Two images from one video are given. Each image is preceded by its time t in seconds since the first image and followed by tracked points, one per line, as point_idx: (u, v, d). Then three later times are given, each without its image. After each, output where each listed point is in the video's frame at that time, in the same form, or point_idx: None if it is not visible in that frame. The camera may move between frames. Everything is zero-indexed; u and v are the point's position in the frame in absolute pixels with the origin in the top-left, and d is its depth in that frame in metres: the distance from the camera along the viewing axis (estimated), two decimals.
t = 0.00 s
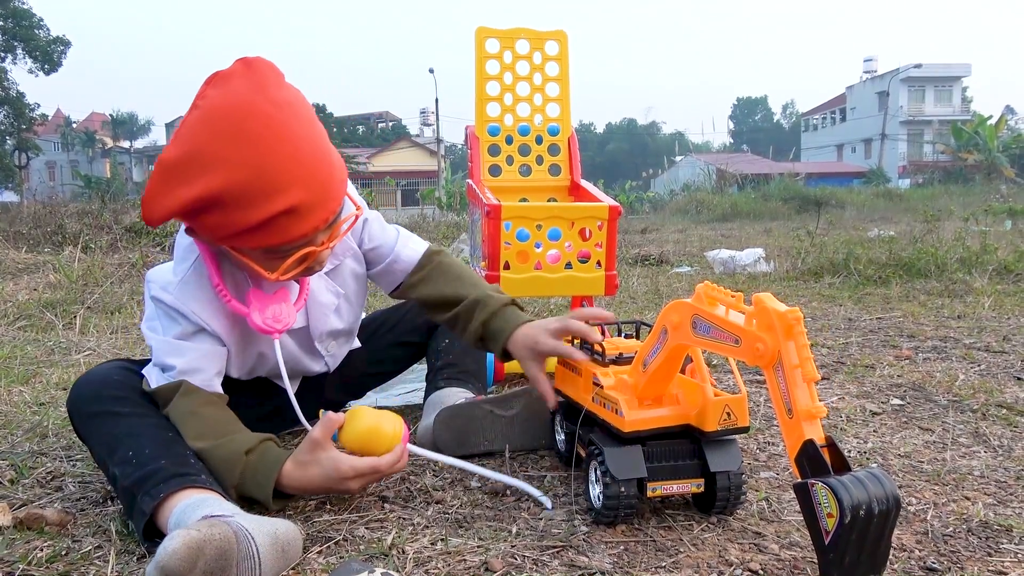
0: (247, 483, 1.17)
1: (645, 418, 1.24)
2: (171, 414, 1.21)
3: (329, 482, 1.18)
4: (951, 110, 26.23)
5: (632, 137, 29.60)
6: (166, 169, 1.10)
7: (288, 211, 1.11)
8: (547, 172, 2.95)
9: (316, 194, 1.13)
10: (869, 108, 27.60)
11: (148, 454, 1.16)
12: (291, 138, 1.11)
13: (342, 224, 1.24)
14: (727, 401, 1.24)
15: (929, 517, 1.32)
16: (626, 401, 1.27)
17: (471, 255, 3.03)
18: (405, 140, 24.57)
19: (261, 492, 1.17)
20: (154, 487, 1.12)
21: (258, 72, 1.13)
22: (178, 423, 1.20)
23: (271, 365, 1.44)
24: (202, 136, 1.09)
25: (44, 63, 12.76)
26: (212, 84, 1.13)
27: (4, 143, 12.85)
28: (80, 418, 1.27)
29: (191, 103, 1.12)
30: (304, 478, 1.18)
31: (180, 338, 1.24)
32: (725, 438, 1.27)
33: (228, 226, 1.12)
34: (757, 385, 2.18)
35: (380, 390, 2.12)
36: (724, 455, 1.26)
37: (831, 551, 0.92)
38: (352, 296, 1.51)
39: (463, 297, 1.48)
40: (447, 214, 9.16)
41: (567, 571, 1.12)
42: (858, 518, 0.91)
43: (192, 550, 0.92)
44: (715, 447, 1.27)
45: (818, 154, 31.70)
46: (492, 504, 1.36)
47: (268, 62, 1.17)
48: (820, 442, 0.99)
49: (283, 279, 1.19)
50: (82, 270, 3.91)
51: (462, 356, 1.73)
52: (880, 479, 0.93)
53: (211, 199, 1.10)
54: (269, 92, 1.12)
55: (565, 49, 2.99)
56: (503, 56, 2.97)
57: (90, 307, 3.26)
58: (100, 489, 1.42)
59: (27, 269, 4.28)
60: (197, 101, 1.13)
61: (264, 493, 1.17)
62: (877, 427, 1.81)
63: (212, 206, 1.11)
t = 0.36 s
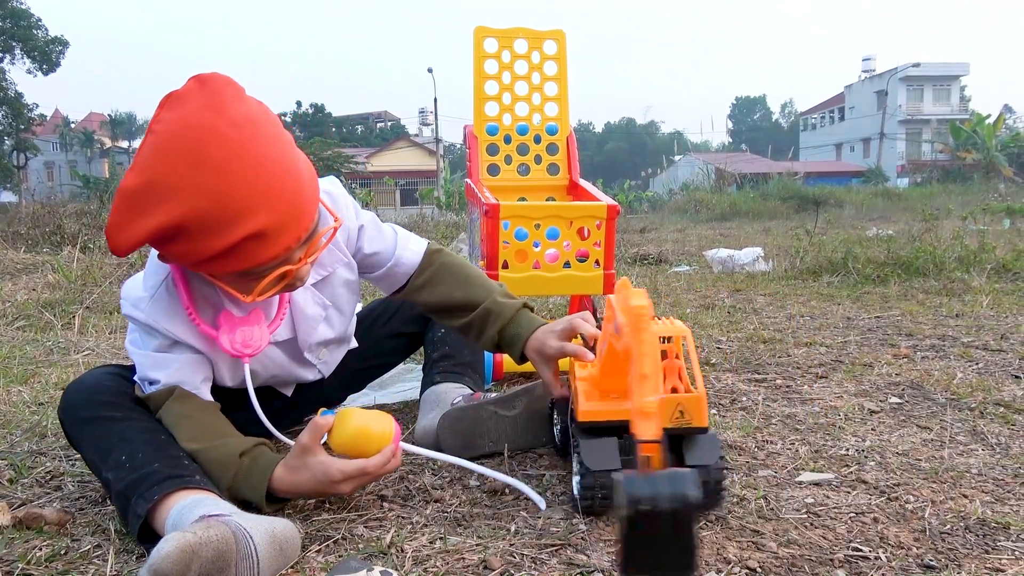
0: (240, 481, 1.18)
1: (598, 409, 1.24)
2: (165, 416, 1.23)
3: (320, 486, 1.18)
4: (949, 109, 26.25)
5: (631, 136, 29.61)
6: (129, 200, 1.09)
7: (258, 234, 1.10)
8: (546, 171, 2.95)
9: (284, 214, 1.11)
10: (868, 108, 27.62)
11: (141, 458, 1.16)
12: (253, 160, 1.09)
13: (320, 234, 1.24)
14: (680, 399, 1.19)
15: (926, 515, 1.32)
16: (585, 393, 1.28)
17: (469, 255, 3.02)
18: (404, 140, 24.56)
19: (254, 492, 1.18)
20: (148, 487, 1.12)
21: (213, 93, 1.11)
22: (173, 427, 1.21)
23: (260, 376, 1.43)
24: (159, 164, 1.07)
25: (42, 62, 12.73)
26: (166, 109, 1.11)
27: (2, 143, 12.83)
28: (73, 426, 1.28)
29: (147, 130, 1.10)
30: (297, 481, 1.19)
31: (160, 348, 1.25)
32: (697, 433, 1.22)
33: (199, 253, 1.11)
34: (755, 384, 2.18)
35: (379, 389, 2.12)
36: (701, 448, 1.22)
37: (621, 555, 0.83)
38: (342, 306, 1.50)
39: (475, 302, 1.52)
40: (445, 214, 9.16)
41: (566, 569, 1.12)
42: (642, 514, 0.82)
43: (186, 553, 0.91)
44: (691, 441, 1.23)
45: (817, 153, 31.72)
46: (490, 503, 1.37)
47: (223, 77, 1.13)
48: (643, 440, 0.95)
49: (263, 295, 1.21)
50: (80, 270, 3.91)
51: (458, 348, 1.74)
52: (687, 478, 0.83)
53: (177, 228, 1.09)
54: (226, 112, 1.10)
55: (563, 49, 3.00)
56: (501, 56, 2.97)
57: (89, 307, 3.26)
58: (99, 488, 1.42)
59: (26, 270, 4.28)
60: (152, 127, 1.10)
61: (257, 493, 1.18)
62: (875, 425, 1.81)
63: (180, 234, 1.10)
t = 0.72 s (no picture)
0: (259, 454, 1.13)
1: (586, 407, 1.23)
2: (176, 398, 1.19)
3: (339, 459, 1.07)
4: (947, 109, 26.28)
5: (630, 136, 29.61)
6: (157, 147, 1.09)
7: (277, 197, 1.10)
8: (543, 170, 2.95)
9: (306, 183, 1.12)
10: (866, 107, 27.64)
11: (141, 455, 1.16)
12: (285, 126, 1.11)
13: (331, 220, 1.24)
14: (664, 395, 1.22)
15: (923, 515, 1.33)
16: (573, 393, 1.28)
17: (468, 255, 3.02)
18: (402, 140, 24.56)
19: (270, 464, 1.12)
20: (148, 487, 1.13)
21: (258, 63, 1.14)
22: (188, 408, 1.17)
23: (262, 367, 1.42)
24: (196, 116, 1.08)
25: (40, 62, 12.72)
26: (210, 70, 1.13)
27: None
28: (74, 422, 1.27)
29: (188, 86, 1.12)
30: (313, 446, 1.09)
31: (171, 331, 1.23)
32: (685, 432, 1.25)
33: (216, 208, 1.10)
34: (753, 384, 2.18)
35: (377, 390, 2.12)
36: (690, 448, 1.24)
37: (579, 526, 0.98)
38: (344, 300, 1.50)
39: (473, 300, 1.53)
40: (444, 214, 9.16)
41: (564, 569, 1.12)
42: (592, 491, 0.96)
43: (185, 556, 0.91)
44: (681, 440, 1.25)
45: (815, 153, 31.74)
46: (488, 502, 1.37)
47: (266, 55, 1.17)
48: (601, 424, 1.04)
49: (267, 269, 1.18)
50: (78, 271, 3.90)
51: (458, 353, 1.74)
52: (634, 457, 0.97)
53: (200, 179, 1.08)
54: (266, 80, 1.13)
55: (561, 49, 3.00)
56: (499, 56, 2.97)
57: (87, 307, 3.26)
58: (97, 488, 1.42)
59: (24, 270, 4.28)
60: (193, 85, 1.12)
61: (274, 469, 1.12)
62: (873, 425, 1.82)
63: (200, 187, 1.09)
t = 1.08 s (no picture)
0: (395, 430, 1.18)
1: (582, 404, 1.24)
2: (297, 369, 1.19)
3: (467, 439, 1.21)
4: (947, 109, 26.29)
5: (630, 136, 29.61)
6: (208, 119, 1.17)
7: (317, 167, 1.17)
8: (545, 170, 2.95)
9: (344, 156, 1.19)
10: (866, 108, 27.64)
11: (146, 450, 1.18)
12: (323, 102, 1.19)
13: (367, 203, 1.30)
14: (659, 386, 1.22)
15: (926, 515, 1.33)
16: (569, 390, 1.29)
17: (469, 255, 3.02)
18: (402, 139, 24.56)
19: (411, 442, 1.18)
20: (152, 484, 1.14)
21: (300, 45, 1.23)
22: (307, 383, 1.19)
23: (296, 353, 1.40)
24: (242, 89, 1.17)
25: (40, 62, 12.73)
26: (254, 52, 1.22)
27: None
28: (78, 410, 1.26)
29: (234, 66, 1.21)
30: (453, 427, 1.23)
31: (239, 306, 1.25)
32: (684, 422, 1.24)
33: (257, 177, 1.18)
34: (754, 383, 2.18)
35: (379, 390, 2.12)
36: (689, 444, 1.23)
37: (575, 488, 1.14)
38: (365, 297, 1.52)
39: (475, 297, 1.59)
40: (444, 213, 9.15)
41: (566, 569, 1.12)
42: (585, 461, 1.11)
43: (181, 553, 0.91)
44: (681, 437, 1.24)
45: (815, 153, 31.74)
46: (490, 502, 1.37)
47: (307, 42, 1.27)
48: (594, 403, 1.19)
49: (306, 245, 1.24)
50: (79, 270, 3.90)
51: (461, 356, 1.74)
52: (624, 428, 1.12)
53: (244, 149, 1.16)
54: (307, 62, 1.21)
55: (563, 49, 3.00)
56: (501, 56, 2.97)
57: (88, 307, 3.25)
58: (99, 488, 1.42)
59: (24, 269, 4.27)
60: (238, 65, 1.21)
61: (415, 443, 1.18)
62: (874, 425, 1.82)
63: (246, 159, 1.17)
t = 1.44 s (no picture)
0: (387, 450, 1.25)
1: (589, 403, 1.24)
2: (306, 374, 1.22)
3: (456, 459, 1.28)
4: (947, 108, 26.28)
5: (630, 135, 29.60)
6: (287, 110, 1.22)
7: (386, 163, 1.22)
8: (546, 169, 2.95)
9: (411, 157, 1.25)
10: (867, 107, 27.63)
11: (157, 443, 1.18)
12: (397, 105, 1.26)
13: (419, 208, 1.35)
14: (666, 386, 1.22)
15: (929, 514, 1.33)
16: (575, 390, 1.28)
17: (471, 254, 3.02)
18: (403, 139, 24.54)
19: (400, 463, 1.26)
20: (160, 479, 1.14)
21: (379, 53, 1.31)
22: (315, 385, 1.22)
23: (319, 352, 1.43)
24: (325, 84, 1.22)
25: (40, 60, 12.72)
26: (334, 54, 1.29)
27: None
28: (93, 397, 1.27)
29: (316, 65, 1.27)
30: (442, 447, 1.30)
31: (271, 296, 1.27)
32: (688, 421, 1.25)
33: (329, 168, 1.22)
34: (756, 382, 2.19)
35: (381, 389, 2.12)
36: (694, 444, 1.23)
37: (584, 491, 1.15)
38: (390, 305, 1.58)
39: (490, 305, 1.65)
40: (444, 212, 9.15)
41: (569, 568, 1.12)
42: (596, 461, 1.12)
43: (180, 550, 0.92)
44: (686, 437, 1.24)
45: (815, 153, 31.72)
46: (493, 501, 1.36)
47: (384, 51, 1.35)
48: (604, 403, 1.21)
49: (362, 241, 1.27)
50: (79, 268, 3.89)
51: (464, 356, 1.74)
52: (634, 429, 1.13)
53: (320, 140, 1.21)
54: (384, 68, 1.28)
55: (565, 47, 2.99)
56: (503, 54, 2.97)
57: (88, 305, 3.25)
58: (102, 485, 1.42)
59: (24, 268, 4.26)
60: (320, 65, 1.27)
61: (404, 464, 1.26)
62: (876, 424, 1.82)
63: (320, 149, 1.21)
